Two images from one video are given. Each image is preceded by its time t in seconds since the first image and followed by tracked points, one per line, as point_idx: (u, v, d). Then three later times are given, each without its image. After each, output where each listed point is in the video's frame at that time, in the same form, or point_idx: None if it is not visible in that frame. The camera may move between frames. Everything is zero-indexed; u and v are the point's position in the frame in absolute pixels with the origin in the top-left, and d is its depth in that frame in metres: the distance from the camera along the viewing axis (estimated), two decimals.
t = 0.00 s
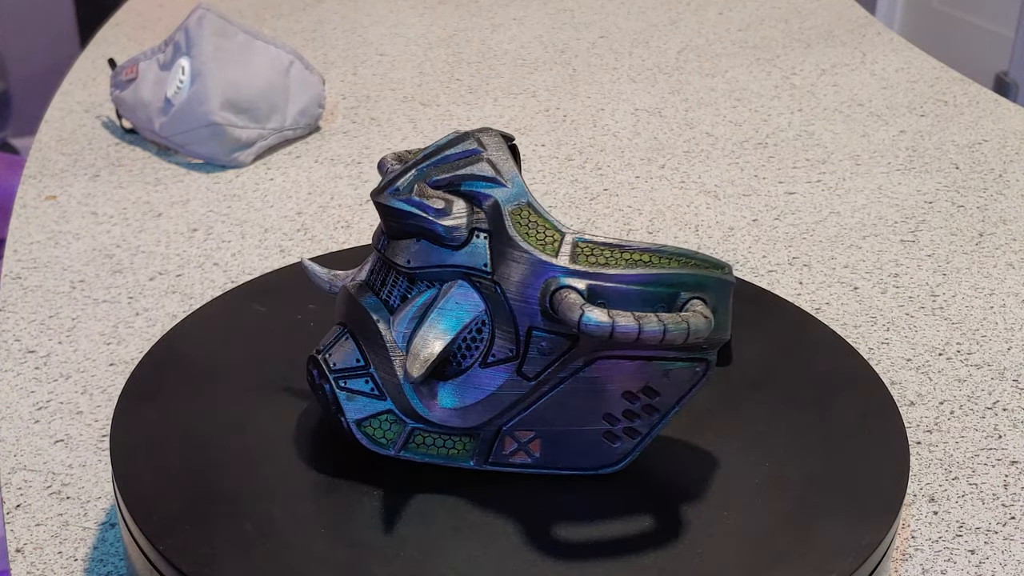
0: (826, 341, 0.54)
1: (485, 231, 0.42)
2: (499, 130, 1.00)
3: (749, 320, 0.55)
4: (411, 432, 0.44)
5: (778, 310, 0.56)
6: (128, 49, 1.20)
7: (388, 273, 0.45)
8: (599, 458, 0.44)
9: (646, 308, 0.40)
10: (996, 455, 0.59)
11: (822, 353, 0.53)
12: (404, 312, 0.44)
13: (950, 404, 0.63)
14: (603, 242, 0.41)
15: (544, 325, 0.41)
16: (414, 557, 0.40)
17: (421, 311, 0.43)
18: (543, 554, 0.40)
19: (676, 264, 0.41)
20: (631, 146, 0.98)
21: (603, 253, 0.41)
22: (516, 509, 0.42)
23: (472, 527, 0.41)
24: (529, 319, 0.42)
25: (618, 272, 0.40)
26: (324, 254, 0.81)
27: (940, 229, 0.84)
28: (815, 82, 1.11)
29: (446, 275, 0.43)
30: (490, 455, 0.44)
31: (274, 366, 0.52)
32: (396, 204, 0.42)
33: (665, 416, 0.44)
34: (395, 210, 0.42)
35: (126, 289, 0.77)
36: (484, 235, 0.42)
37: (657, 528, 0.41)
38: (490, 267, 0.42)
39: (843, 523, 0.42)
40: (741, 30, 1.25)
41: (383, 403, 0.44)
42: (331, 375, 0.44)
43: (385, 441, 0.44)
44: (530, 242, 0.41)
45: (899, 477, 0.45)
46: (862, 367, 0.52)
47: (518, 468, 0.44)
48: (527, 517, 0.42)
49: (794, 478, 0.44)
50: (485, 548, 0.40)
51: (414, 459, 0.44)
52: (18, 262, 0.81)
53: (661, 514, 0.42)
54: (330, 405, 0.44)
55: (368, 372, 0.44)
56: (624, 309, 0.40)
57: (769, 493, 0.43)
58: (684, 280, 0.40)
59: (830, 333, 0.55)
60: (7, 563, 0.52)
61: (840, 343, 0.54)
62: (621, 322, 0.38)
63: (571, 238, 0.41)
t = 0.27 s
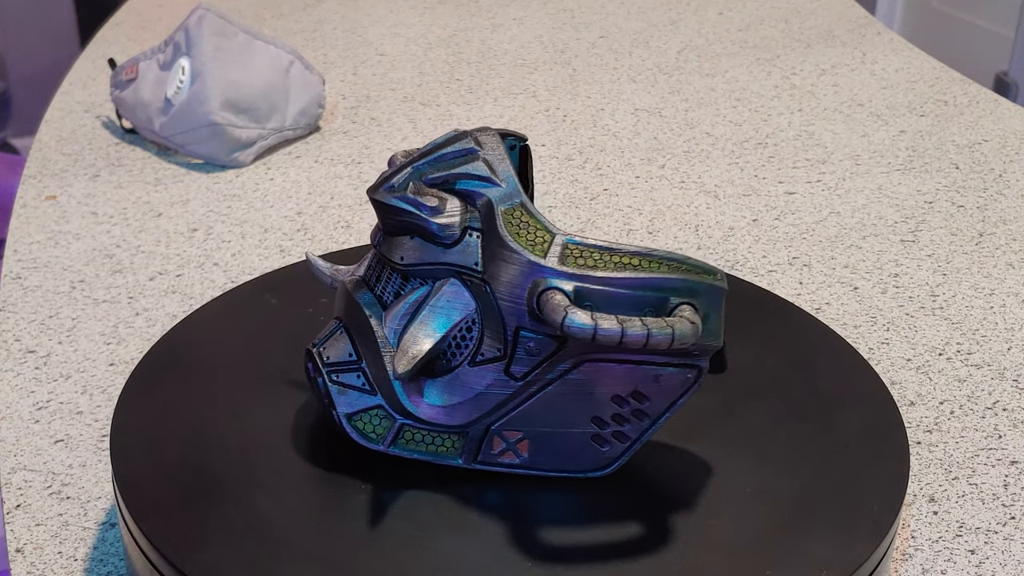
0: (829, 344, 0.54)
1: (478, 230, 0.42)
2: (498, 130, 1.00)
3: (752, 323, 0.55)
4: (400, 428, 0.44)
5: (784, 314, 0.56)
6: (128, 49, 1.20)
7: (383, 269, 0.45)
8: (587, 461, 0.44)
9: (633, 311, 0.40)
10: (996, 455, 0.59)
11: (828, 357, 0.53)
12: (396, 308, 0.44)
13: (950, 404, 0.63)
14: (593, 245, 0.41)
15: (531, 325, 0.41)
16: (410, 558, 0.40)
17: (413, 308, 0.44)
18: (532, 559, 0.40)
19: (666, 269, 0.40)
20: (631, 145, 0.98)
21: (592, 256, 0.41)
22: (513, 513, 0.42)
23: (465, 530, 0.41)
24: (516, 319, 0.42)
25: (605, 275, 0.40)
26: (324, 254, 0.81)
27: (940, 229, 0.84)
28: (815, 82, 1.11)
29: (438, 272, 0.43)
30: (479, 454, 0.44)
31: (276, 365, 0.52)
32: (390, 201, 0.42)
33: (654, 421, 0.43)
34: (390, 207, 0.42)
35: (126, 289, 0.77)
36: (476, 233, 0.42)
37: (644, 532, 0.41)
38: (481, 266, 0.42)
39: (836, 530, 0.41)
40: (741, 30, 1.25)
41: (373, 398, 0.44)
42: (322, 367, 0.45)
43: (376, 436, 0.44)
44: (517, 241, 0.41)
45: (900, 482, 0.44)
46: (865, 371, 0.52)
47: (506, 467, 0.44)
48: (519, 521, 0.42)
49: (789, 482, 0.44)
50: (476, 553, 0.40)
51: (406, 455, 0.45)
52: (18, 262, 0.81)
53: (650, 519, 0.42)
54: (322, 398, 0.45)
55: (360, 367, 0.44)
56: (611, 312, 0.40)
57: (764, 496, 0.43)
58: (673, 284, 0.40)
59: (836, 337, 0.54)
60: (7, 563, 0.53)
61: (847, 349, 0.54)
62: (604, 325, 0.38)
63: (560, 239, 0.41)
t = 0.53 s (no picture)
0: (833, 349, 0.53)
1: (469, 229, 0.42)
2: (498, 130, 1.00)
3: (757, 326, 0.55)
4: (390, 424, 0.44)
5: (792, 318, 0.56)
6: (128, 49, 1.20)
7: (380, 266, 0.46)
8: (575, 463, 0.44)
9: (619, 315, 0.40)
10: (996, 455, 0.59)
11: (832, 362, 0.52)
12: (390, 304, 0.45)
13: (950, 404, 0.63)
14: (583, 247, 0.40)
15: (518, 326, 0.41)
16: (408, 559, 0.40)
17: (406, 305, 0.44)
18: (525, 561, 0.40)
19: (656, 273, 0.40)
20: (631, 145, 0.98)
21: (581, 258, 0.40)
22: (507, 513, 0.42)
23: (460, 531, 0.41)
24: (503, 319, 0.41)
25: (592, 277, 0.39)
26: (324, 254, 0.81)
27: (940, 229, 0.84)
28: (815, 82, 1.11)
29: (429, 270, 0.43)
30: (467, 452, 0.44)
31: (277, 365, 0.52)
32: (385, 198, 0.42)
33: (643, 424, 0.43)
34: (385, 204, 0.43)
35: (126, 289, 0.77)
36: (467, 232, 0.42)
37: (630, 538, 0.41)
38: (471, 265, 0.42)
39: (832, 536, 0.41)
40: (741, 30, 1.25)
41: (363, 392, 0.45)
42: (317, 359, 0.45)
43: (366, 430, 0.45)
44: (506, 241, 0.41)
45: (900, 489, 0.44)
46: (869, 377, 0.52)
47: (495, 467, 0.44)
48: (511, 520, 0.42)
49: (785, 487, 0.44)
50: (465, 557, 0.40)
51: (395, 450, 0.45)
52: (18, 262, 0.81)
53: (637, 526, 0.42)
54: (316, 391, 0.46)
55: (352, 361, 0.45)
56: (597, 314, 0.40)
57: (758, 501, 0.43)
58: (662, 290, 0.40)
59: (841, 343, 0.54)
60: (7, 563, 0.52)
61: (852, 354, 0.53)
62: (585, 327, 0.38)
63: (550, 239, 0.41)
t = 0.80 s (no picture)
0: (837, 355, 0.53)
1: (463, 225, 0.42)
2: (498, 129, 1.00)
3: (761, 329, 0.55)
4: (380, 419, 0.45)
5: (796, 322, 0.55)
6: (128, 49, 1.20)
7: (376, 262, 0.46)
8: (563, 465, 0.43)
9: (606, 318, 0.39)
10: (996, 455, 0.59)
11: (835, 368, 0.52)
12: (384, 300, 0.44)
13: (950, 404, 0.63)
14: (572, 250, 0.40)
15: (505, 325, 0.41)
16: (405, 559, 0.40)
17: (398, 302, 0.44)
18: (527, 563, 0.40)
19: (644, 278, 0.39)
20: (631, 145, 0.98)
21: (570, 261, 0.40)
22: (506, 514, 0.42)
23: (455, 533, 0.41)
24: (492, 317, 0.41)
25: (579, 280, 0.39)
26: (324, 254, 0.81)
27: (940, 229, 0.84)
28: (815, 82, 1.11)
29: (424, 267, 0.43)
30: (456, 450, 0.44)
31: (278, 365, 0.52)
32: (382, 196, 0.43)
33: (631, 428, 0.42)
34: (383, 202, 0.43)
35: (126, 289, 0.77)
36: (460, 230, 0.42)
37: (615, 544, 0.41)
38: (463, 263, 0.42)
39: (822, 543, 0.41)
40: (741, 30, 1.25)
41: (356, 386, 0.45)
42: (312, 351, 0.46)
43: (357, 425, 0.45)
44: (495, 240, 0.41)
45: (895, 498, 0.43)
46: (872, 384, 0.51)
47: (482, 465, 0.44)
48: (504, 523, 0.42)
49: (778, 492, 0.44)
50: (455, 561, 0.40)
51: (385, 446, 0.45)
52: (18, 262, 0.81)
53: (623, 531, 0.41)
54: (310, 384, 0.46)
55: (346, 355, 0.45)
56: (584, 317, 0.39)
57: (750, 506, 0.43)
58: (649, 294, 0.39)
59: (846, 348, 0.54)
60: (7, 563, 0.52)
61: (856, 360, 0.53)
62: (567, 328, 0.37)
63: (541, 240, 0.41)
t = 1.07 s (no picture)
0: (838, 356, 0.53)
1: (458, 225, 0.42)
2: (498, 130, 1.00)
3: (763, 331, 0.55)
4: (372, 413, 0.45)
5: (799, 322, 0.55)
6: (128, 49, 1.20)
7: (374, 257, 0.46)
8: (549, 466, 0.43)
9: (591, 321, 0.39)
10: (996, 455, 0.59)
11: (835, 369, 0.52)
12: (379, 295, 0.44)
13: (950, 404, 0.63)
14: (561, 251, 0.40)
15: (491, 325, 0.41)
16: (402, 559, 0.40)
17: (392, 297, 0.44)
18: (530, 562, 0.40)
19: (630, 281, 0.39)
20: (631, 145, 0.98)
21: (557, 262, 0.39)
22: (504, 518, 0.42)
23: (450, 536, 0.41)
24: (479, 317, 0.41)
25: (564, 282, 0.39)
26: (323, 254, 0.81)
27: (940, 229, 0.84)
28: (815, 82, 1.11)
29: (417, 265, 0.43)
30: (445, 448, 0.44)
31: (278, 366, 0.52)
32: (379, 192, 0.43)
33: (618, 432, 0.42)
34: (379, 198, 0.43)
35: (126, 289, 0.77)
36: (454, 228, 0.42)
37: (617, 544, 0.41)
38: (454, 263, 0.42)
39: (807, 543, 0.41)
40: (741, 30, 1.25)
41: (349, 380, 0.46)
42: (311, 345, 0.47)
43: (350, 418, 0.46)
44: (483, 241, 0.41)
45: (887, 500, 0.43)
46: (872, 385, 0.51)
47: (471, 464, 0.45)
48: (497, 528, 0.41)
49: (767, 493, 0.43)
50: (449, 562, 0.40)
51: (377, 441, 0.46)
52: (19, 262, 0.81)
53: (608, 537, 0.41)
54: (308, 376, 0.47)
55: (340, 349, 0.46)
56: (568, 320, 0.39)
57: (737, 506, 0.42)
58: (634, 297, 0.38)
59: (848, 349, 0.53)
60: (7, 563, 0.53)
61: (857, 361, 0.52)
62: (547, 329, 0.37)
63: (530, 241, 0.40)
